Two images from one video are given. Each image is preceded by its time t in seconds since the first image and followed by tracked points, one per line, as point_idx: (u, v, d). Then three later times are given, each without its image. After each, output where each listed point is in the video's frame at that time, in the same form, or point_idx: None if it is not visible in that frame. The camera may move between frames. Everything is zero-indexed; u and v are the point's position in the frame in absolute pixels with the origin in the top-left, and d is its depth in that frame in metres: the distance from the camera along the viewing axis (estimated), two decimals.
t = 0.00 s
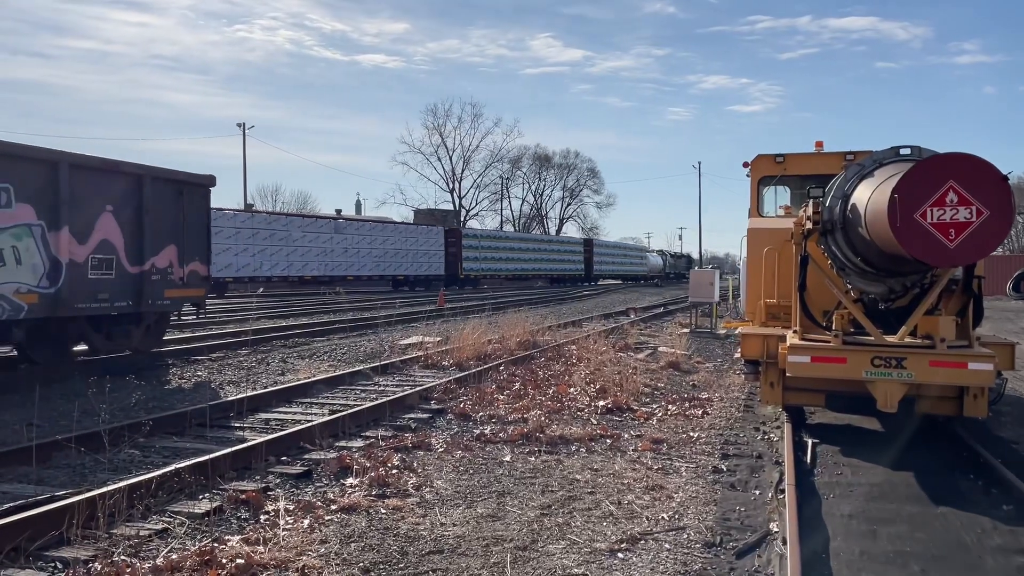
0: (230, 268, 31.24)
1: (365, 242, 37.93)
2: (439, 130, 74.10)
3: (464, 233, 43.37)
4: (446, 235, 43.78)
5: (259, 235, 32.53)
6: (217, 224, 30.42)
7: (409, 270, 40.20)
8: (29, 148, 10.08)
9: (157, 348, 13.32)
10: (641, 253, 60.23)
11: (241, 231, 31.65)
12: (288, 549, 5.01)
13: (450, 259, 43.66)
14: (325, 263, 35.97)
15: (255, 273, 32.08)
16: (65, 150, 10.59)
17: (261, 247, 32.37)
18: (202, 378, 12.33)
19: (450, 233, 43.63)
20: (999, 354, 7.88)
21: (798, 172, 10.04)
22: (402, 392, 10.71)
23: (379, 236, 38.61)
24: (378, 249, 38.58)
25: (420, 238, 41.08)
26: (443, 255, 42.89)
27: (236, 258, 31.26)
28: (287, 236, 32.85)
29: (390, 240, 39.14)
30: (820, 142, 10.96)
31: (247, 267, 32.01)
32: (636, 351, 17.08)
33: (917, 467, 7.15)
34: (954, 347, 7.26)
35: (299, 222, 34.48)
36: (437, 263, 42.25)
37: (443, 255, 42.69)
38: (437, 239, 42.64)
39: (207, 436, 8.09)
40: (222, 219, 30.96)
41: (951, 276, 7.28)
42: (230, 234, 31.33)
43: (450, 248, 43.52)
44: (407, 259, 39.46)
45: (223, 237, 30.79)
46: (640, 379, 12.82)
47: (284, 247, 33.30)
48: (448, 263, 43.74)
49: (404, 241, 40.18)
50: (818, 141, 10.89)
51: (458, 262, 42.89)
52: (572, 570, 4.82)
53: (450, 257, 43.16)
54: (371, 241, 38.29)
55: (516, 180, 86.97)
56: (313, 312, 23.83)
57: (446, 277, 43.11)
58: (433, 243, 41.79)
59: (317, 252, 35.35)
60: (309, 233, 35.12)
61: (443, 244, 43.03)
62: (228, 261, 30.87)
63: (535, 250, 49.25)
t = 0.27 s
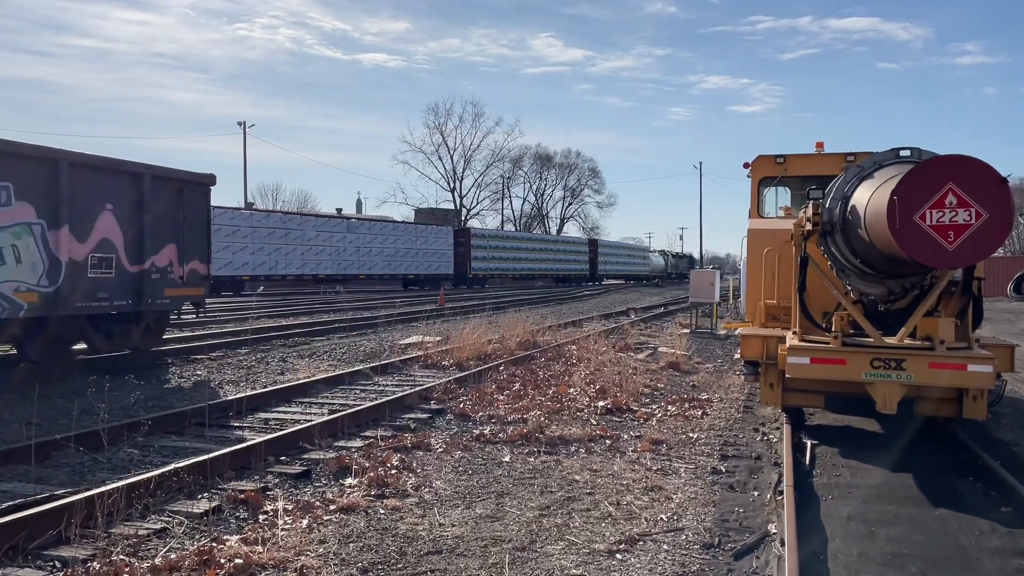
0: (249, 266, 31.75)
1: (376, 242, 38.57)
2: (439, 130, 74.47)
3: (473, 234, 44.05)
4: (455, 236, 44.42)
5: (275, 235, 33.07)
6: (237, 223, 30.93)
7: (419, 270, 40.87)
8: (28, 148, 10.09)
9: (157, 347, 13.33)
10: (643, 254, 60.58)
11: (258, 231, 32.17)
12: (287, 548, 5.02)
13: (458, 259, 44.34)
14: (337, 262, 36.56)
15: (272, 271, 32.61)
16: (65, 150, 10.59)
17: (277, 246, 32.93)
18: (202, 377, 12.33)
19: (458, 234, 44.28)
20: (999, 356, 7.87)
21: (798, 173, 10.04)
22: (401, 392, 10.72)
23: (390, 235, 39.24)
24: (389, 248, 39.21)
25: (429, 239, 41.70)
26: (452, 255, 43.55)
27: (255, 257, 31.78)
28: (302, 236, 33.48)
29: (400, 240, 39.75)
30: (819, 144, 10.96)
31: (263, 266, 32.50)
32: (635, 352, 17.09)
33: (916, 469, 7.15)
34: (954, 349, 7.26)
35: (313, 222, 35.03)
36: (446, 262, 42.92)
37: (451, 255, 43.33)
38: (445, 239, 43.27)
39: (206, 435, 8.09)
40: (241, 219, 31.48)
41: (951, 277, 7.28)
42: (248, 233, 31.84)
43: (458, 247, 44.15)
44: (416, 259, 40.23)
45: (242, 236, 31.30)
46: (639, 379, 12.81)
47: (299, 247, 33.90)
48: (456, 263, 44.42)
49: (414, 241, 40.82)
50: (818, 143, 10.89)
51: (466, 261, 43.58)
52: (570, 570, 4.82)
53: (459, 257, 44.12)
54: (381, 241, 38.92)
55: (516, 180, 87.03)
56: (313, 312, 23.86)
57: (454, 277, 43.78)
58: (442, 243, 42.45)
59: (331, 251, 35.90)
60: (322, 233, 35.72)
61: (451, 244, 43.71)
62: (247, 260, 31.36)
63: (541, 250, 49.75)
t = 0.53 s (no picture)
0: (261, 264, 32.03)
1: (385, 242, 39.02)
2: (438, 127, 74.53)
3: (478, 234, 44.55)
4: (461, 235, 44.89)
5: (288, 235, 33.46)
6: (250, 221, 31.21)
7: (426, 270, 41.37)
8: (24, 146, 10.07)
9: (152, 346, 13.32)
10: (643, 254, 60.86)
11: (272, 231, 32.50)
12: (282, 549, 5.02)
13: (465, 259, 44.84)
14: (347, 262, 37.01)
15: (285, 271, 32.86)
16: (60, 148, 10.58)
17: (289, 246, 33.34)
18: (198, 376, 12.31)
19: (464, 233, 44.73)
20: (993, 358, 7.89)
21: (794, 175, 10.06)
22: (397, 392, 10.72)
23: (398, 235, 39.69)
24: (398, 248, 39.69)
25: (436, 239, 42.16)
26: (458, 255, 43.98)
27: (267, 256, 32.05)
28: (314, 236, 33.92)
29: (407, 240, 40.19)
30: (815, 145, 10.98)
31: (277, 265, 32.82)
32: (632, 352, 17.11)
33: (910, 470, 7.16)
34: (948, 351, 7.28)
35: (323, 221, 35.33)
36: (453, 262, 43.38)
37: (458, 255, 43.81)
38: (452, 239, 43.71)
39: (201, 435, 8.08)
40: (254, 218, 31.77)
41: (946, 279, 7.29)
42: (261, 232, 32.00)
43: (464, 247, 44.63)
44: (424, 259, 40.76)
45: (257, 236, 31.61)
46: (635, 380, 12.82)
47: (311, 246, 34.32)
48: (463, 262, 44.91)
49: (421, 241, 41.28)
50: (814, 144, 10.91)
51: (472, 261, 44.08)
52: (565, 571, 4.83)
53: (465, 256, 44.56)
54: (390, 241, 39.38)
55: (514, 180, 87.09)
56: (310, 311, 23.86)
57: (460, 276, 44.27)
58: (448, 243, 42.91)
59: (340, 250, 36.20)
60: (332, 232, 36.13)
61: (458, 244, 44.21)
62: (260, 259, 31.62)
63: (546, 249, 50.19)
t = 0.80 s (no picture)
0: (270, 264, 32.52)
1: (391, 242, 39.42)
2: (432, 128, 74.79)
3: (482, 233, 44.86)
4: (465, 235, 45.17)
5: (297, 235, 33.93)
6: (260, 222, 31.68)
7: (431, 269, 41.75)
8: (18, 145, 10.05)
9: (145, 346, 13.29)
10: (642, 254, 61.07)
11: (281, 231, 32.98)
12: (273, 550, 5.02)
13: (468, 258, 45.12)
14: (354, 262, 37.46)
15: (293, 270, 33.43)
16: (54, 147, 10.56)
17: (297, 246, 33.79)
18: (191, 377, 12.30)
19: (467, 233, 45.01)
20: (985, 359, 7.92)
21: (788, 176, 10.09)
22: (391, 392, 10.72)
23: (403, 236, 40.07)
24: (404, 248, 40.11)
25: (441, 239, 42.51)
26: (462, 254, 44.26)
27: (276, 256, 32.55)
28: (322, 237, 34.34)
29: (413, 240, 40.57)
30: (809, 146, 11.01)
31: (285, 264, 33.34)
32: (626, 353, 17.14)
33: (902, 472, 7.19)
34: (940, 353, 7.31)
35: (330, 222, 35.80)
36: (457, 262, 43.71)
37: (462, 255, 44.15)
38: (456, 240, 44.03)
39: (194, 436, 8.08)
40: (263, 218, 32.26)
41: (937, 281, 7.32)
42: (270, 232, 32.57)
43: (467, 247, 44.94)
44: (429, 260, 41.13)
45: (266, 236, 32.10)
46: (630, 380, 12.84)
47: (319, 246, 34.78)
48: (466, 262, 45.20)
49: (426, 242, 41.66)
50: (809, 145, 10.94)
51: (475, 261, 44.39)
52: (557, 573, 4.85)
53: (470, 256, 44.82)
54: (395, 241, 39.77)
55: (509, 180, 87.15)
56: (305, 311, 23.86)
57: (463, 276, 44.62)
58: (452, 243, 43.24)
59: (346, 250, 36.66)
60: (340, 232, 36.56)
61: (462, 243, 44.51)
62: (269, 259, 32.11)
63: (547, 249, 50.46)
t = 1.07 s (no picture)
0: (278, 264, 32.85)
1: (395, 243, 39.68)
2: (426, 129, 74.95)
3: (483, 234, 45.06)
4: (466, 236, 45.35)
5: (303, 236, 34.17)
6: (268, 223, 32.06)
7: (433, 270, 41.98)
8: (8, 145, 10.01)
9: (137, 347, 13.24)
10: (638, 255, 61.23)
11: (288, 232, 33.23)
12: (265, 553, 5.01)
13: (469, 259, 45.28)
14: (359, 262, 37.70)
15: (300, 271, 33.67)
16: (44, 147, 10.52)
17: (304, 246, 34.04)
18: (183, 378, 12.26)
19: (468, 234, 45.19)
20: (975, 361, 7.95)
21: (780, 178, 10.11)
22: (383, 394, 10.70)
23: (407, 237, 40.31)
24: (408, 249, 40.35)
25: (443, 240, 42.73)
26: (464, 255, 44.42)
27: (284, 256, 32.87)
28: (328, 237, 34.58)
29: (416, 241, 40.80)
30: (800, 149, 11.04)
31: (292, 265, 33.58)
32: (620, 354, 17.15)
33: (894, 473, 7.21)
34: (931, 354, 7.34)
35: (337, 223, 36.13)
36: (460, 263, 43.92)
37: (464, 255, 44.38)
38: (459, 241, 44.22)
39: (185, 437, 8.05)
40: (271, 219, 32.65)
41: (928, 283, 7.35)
42: (278, 233, 32.85)
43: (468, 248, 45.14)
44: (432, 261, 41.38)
45: (274, 236, 32.38)
46: (622, 381, 12.85)
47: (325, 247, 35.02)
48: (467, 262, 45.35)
49: (429, 243, 41.91)
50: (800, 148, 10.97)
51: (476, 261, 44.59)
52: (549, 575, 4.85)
53: (471, 257, 44.98)
54: (399, 242, 39.99)
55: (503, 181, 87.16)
56: (298, 311, 23.81)
57: (465, 276, 44.83)
58: (454, 244, 43.45)
59: (352, 251, 36.96)
60: (346, 234, 36.80)
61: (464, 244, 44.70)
62: (277, 259, 32.42)
63: (548, 250, 50.63)
